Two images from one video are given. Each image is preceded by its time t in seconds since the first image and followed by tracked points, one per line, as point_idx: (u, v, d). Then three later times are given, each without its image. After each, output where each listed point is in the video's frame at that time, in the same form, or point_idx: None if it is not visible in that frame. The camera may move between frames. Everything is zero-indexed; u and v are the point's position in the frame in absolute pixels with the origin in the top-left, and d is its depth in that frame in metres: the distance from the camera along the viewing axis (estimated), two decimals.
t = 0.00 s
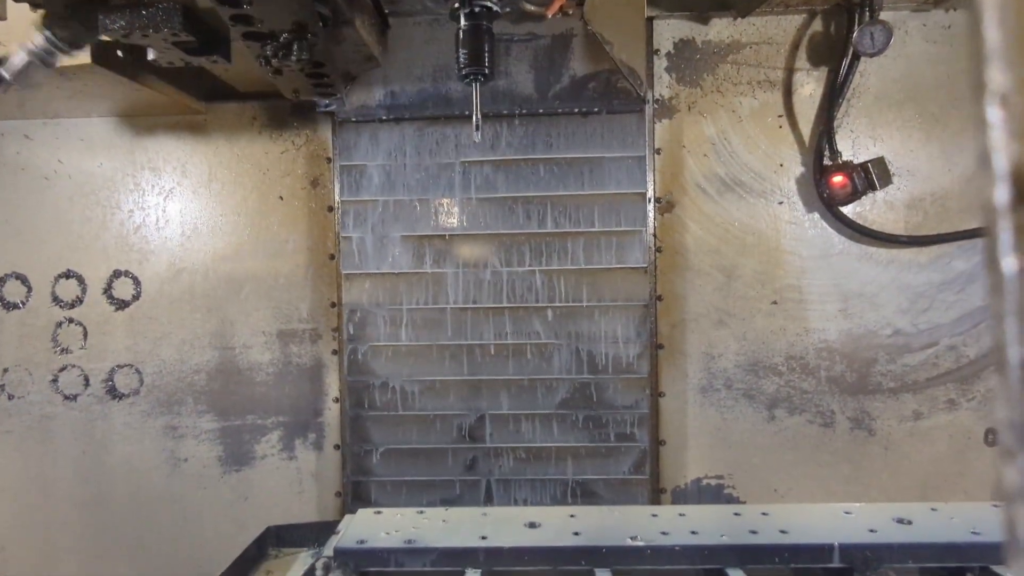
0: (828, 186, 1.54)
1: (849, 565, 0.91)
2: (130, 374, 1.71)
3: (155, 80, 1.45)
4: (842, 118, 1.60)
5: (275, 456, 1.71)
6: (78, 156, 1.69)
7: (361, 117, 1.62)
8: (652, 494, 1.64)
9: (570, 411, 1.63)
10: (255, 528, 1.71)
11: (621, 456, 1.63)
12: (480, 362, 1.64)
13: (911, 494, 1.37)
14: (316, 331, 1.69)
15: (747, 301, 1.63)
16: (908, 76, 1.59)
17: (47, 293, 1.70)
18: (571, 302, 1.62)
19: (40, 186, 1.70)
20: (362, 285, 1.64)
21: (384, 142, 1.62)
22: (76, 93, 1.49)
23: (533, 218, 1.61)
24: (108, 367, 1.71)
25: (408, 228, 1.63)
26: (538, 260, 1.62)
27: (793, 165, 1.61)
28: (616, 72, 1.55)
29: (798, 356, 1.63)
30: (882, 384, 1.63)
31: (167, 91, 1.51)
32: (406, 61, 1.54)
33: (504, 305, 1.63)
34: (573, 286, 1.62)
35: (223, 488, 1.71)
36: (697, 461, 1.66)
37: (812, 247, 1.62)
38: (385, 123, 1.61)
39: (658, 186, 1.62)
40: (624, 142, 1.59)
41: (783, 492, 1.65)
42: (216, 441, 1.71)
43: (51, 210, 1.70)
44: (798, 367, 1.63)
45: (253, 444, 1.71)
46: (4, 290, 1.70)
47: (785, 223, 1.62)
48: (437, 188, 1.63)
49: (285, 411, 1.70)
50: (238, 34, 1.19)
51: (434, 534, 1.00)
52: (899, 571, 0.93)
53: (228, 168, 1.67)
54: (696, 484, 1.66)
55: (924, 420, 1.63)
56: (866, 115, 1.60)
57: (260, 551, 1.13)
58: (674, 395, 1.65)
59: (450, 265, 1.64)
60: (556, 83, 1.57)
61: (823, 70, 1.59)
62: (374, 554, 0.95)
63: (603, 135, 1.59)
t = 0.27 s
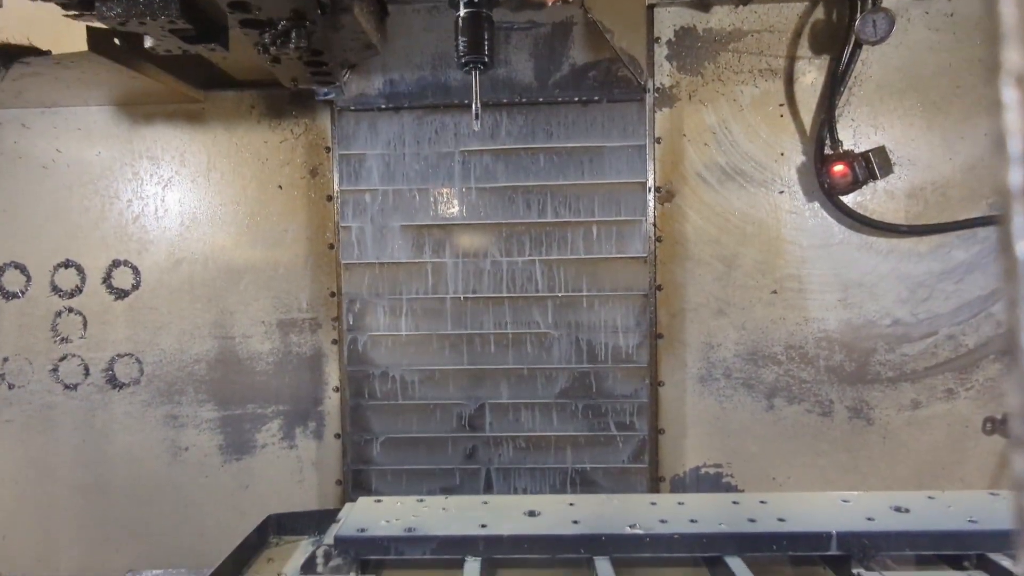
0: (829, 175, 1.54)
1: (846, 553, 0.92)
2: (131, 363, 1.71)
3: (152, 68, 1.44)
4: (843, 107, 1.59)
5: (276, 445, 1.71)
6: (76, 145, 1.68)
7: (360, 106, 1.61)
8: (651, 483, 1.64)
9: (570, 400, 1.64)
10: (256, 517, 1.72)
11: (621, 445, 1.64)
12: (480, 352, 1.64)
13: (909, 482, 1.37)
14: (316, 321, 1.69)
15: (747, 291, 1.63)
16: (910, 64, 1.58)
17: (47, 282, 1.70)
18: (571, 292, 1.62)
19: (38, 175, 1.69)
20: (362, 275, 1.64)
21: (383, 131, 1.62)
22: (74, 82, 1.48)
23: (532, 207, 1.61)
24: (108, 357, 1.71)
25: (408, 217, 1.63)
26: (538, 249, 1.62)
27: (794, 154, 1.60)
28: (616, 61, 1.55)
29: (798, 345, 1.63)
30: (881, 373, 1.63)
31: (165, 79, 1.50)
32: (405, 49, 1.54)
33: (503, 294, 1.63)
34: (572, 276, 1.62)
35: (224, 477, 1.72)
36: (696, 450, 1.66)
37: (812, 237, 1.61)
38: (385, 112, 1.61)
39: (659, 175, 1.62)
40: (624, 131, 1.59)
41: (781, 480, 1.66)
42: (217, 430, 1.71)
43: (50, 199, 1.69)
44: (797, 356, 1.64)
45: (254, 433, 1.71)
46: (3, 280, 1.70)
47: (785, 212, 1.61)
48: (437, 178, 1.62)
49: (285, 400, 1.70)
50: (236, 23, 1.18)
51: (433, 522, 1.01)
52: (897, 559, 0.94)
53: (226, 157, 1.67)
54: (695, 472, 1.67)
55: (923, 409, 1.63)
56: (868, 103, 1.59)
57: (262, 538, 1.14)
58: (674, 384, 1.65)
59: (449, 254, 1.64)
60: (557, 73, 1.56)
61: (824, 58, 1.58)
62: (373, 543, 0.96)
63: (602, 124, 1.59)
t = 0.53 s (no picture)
0: (830, 165, 1.54)
1: (845, 541, 0.92)
2: (132, 353, 1.71)
3: (151, 56, 1.44)
4: (845, 96, 1.59)
5: (277, 434, 1.72)
6: (75, 135, 1.68)
7: (360, 95, 1.60)
8: (651, 472, 1.65)
9: (570, 390, 1.64)
10: (258, 506, 1.73)
11: (621, 434, 1.64)
12: (480, 342, 1.64)
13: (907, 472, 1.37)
14: (316, 311, 1.69)
15: (748, 281, 1.63)
16: (913, 53, 1.57)
17: (47, 272, 1.70)
18: (571, 282, 1.62)
19: (38, 165, 1.69)
20: (362, 264, 1.64)
21: (383, 121, 1.61)
22: (72, 71, 1.48)
23: (533, 197, 1.61)
24: (109, 347, 1.71)
25: (408, 207, 1.63)
26: (539, 239, 1.61)
27: (795, 144, 1.60)
28: (617, 49, 1.56)
29: (797, 335, 1.64)
30: (881, 363, 1.64)
31: (164, 68, 1.49)
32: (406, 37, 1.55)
33: (504, 284, 1.63)
34: (573, 266, 1.62)
35: (226, 466, 1.73)
36: (695, 440, 1.67)
37: (813, 227, 1.61)
38: (384, 101, 1.60)
39: (659, 165, 1.61)
40: (625, 121, 1.58)
41: (780, 470, 1.67)
42: (218, 419, 1.72)
43: (50, 189, 1.69)
44: (797, 346, 1.64)
45: (255, 422, 1.72)
46: (3, 270, 1.70)
47: (786, 202, 1.61)
48: (437, 168, 1.62)
49: (286, 390, 1.71)
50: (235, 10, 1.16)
51: (433, 511, 1.01)
52: (895, 547, 0.94)
53: (226, 146, 1.66)
54: (694, 461, 1.67)
55: (922, 399, 1.64)
56: (869, 93, 1.58)
57: (264, 527, 1.14)
58: (673, 374, 1.66)
59: (449, 244, 1.63)
60: (558, 61, 1.56)
61: (827, 47, 1.57)
62: (375, 530, 0.96)
63: (603, 113, 1.58)
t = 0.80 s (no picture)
0: (830, 159, 1.54)
1: (843, 534, 0.93)
2: (132, 348, 1.71)
3: (149, 50, 1.43)
4: (846, 89, 1.58)
5: (277, 428, 1.72)
6: (74, 129, 1.67)
7: (360, 89, 1.60)
8: (651, 466, 1.65)
9: (570, 384, 1.64)
10: (259, 500, 1.73)
11: (621, 428, 1.65)
12: (481, 336, 1.64)
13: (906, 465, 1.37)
14: (317, 305, 1.69)
15: (748, 275, 1.63)
16: (914, 46, 1.57)
17: (48, 267, 1.70)
18: (571, 276, 1.62)
19: (38, 160, 1.68)
20: (362, 259, 1.64)
21: (383, 115, 1.61)
22: (71, 65, 1.47)
23: (533, 191, 1.61)
24: (110, 341, 1.71)
25: (408, 201, 1.62)
26: (539, 233, 1.61)
27: (796, 138, 1.60)
28: (618, 43, 1.55)
29: (797, 329, 1.64)
30: (880, 356, 1.64)
31: (163, 62, 1.49)
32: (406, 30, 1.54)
33: (504, 278, 1.63)
34: (573, 260, 1.62)
35: (227, 460, 1.73)
36: (695, 433, 1.67)
37: (813, 220, 1.61)
38: (384, 95, 1.60)
39: (660, 159, 1.61)
40: (625, 114, 1.58)
41: (780, 463, 1.67)
42: (219, 414, 1.72)
43: (50, 184, 1.69)
44: (797, 340, 1.64)
45: (256, 417, 1.72)
46: (4, 265, 1.70)
47: (786, 196, 1.61)
48: (437, 162, 1.62)
49: (286, 384, 1.71)
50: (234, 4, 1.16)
51: (434, 504, 1.02)
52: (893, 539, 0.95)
53: (225, 141, 1.66)
54: (694, 455, 1.68)
55: (921, 392, 1.64)
56: (871, 86, 1.58)
57: (265, 522, 1.14)
58: (674, 368, 1.66)
59: (449, 239, 1.63)
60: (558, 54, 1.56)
61: (828, 40, 1.57)
62: (377, 524, 0.97)
63: (603, 106, 1.58)
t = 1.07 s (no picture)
0: (831, 152, 1.53)
1: (812, 532, 0.92)
2: (133, 342, 1.72)
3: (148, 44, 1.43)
4: (846, 82, 1.58)
5: (278, 423, 1.72)
6: (73, 124, 1.67)
7: (359, 83, 1.59)
8: (651, 459, 1.66)
9: (570, 378, 1.65)
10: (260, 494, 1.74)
11: (621, 421, 1.65)
12: (480, 330, 1.64)
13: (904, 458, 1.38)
14: (317, 299, 1.69)
15: (748, 269, 1.63)
16: (915, 38, 1.56)
17: (48, 263, 1.70)
18: (571, 270, 1.62)
19: (37, 154, 1.68)
20: (362, 253, 1.64)
21: (382, 108, 1.61)
22: (69, 59, 1.47)
23: (533, 185, 1.60)
24: (111, 336, 1.71)
25: (408, 195, 1.62)
26: (539, 227, 1.61)
27: (796, 131, 1.59)
28: (618, 36, 1.53)
29: (797, 323, 1.64)
30: (880, 350, 1.64)
31: (161, 56, 1.48)
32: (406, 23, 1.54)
33: (504, 273, 1.63)
34: (573, 254, 1.61)
35: (228, 454, 1.74)
36: (695, 427, 1.68)
37: (813, 214, 1.61)
38: (384, 89, 1.60)
39: (659, 153, 1.61)
40: (625, 108, 1.58)
41: (779, 457, 1.67)
42: (219, 408, 1.72)
43: (49, 179, 1.69)
44: (797, 334, 1.64)
45: (257, 411, 1.72)
46: (4, 260, 1.70)
47: (786, 189, 1.61)
48: (437, 156, 1.61)
49: (287, 379, 1.71)
50: None
51: (406, 502, 1.01)
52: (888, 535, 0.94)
53: (224, 135, 1.66)
54: (694, 448, 1.68)
55: (921, 386, 1.64)
56: (872, 79, 1.57)
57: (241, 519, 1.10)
58: (673, 362, 1.66)
59: (449, 233, 1.63)
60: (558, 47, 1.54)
61: (828, 33, 1.56)
62: (346, 522, 0.96)
63: (604, 100, 1.58)
